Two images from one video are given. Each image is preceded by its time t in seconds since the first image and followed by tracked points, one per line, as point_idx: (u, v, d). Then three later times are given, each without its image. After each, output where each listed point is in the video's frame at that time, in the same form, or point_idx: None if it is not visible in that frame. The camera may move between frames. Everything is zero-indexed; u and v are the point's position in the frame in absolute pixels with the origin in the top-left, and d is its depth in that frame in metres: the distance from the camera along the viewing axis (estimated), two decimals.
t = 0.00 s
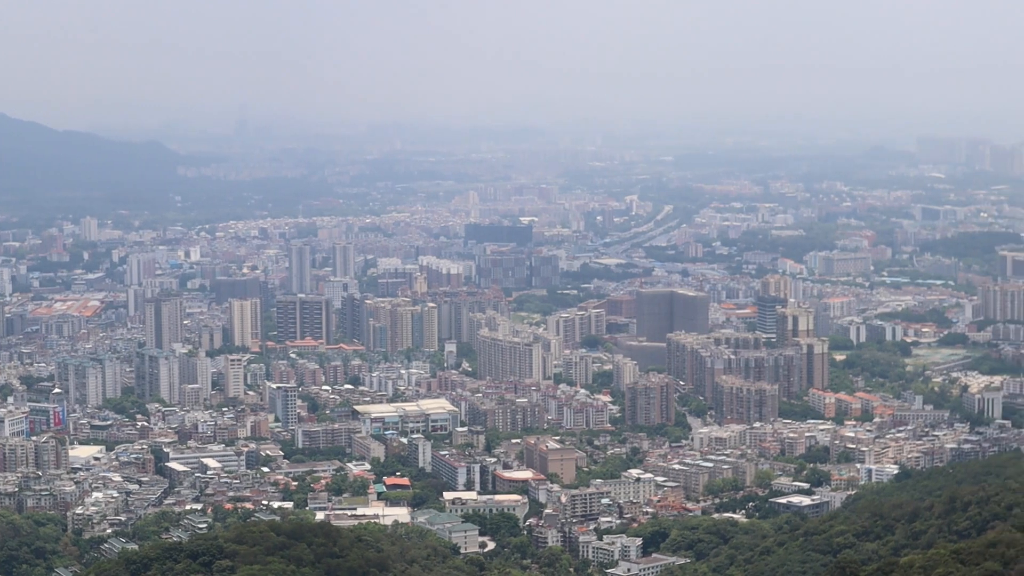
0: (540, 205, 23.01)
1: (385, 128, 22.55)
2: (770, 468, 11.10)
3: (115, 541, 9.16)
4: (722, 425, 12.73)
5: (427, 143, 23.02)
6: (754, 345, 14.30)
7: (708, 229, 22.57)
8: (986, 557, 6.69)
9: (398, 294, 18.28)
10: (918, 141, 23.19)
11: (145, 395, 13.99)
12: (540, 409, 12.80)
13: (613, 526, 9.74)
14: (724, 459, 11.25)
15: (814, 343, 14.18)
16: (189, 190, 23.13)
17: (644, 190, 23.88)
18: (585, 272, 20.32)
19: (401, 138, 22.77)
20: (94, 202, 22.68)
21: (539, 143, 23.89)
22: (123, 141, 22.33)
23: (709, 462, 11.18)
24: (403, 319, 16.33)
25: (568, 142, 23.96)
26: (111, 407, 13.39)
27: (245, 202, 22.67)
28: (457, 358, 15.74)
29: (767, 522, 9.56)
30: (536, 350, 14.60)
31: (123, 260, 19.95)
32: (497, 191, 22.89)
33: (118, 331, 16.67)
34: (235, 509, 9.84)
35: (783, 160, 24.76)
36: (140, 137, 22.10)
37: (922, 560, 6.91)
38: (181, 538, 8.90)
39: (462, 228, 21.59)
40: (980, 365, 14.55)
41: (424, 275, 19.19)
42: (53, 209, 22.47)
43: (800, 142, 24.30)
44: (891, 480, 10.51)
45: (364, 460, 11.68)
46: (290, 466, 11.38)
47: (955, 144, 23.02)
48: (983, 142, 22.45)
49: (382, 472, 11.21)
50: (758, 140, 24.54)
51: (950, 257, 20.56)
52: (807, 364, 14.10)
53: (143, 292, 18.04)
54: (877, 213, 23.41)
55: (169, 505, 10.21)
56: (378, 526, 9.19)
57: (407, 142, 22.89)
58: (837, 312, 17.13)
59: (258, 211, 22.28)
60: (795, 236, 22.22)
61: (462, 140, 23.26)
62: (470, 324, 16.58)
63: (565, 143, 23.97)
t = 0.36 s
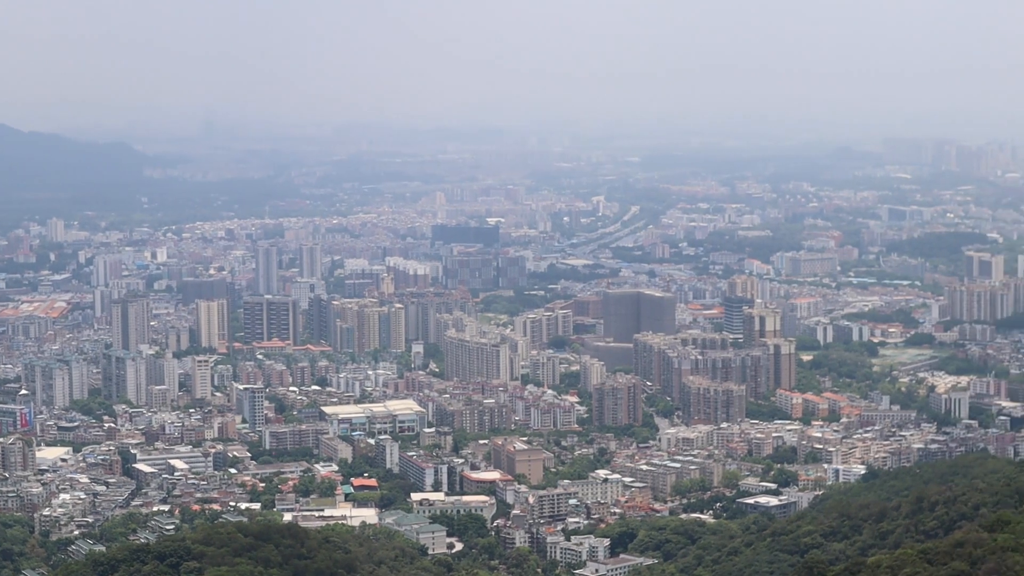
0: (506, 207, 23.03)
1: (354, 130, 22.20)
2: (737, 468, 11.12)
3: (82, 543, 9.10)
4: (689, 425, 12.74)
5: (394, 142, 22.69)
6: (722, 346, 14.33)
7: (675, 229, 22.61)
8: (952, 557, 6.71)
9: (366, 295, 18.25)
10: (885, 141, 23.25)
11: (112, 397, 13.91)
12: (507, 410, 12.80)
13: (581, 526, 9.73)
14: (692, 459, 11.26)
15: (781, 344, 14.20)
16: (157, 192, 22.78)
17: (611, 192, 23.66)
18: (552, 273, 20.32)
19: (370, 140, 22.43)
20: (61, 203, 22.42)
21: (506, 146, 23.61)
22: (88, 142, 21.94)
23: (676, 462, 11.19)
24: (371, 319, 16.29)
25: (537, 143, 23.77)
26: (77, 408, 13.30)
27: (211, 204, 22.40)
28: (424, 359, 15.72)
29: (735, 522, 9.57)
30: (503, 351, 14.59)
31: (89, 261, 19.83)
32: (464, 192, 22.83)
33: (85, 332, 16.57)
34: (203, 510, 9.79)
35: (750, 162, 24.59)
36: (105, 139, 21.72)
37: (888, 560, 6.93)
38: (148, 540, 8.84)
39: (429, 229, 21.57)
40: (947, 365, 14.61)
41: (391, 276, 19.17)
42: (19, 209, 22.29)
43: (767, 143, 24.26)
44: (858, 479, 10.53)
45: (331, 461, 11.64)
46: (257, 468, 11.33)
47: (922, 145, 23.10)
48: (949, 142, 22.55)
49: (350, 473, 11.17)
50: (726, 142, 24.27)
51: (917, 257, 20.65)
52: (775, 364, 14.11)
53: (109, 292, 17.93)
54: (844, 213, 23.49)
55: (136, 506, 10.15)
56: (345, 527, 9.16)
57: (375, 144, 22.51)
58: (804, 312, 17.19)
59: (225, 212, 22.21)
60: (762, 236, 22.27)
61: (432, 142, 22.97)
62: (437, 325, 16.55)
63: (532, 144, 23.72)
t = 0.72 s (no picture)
0: (477, 209, 22.96)
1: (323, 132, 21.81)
2: (707, 468, 11.12)
3: (52, 544, 9.02)
4: (659, 426, 12.74)
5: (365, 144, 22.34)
6: (692, 346, 14.34)
7: (645, 231, 22.63)
8: (922, 557, 6.72)
9: (336, 296, 18.20)
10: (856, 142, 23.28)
11: (82, 398, 13.82)
12: (478, 411, 12.76)
13: (551, 527, 9.71)
14: (662, 460, 11.25)
15: (751, 345, 14.20)
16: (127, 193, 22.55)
17: (582, 193, 23.69)
18: (523, 273, 20.30)
19: (339, 142, 22.07)
20: (29, 205, 22.15)
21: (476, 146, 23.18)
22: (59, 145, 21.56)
23: (646, 462, 11.18)
24: (341, 320, 16.22)
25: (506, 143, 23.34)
26: (47, 409, 13.20)
27: (181, 206, 22.47)
28: (394, 360, 15.68)
29: (705, 522, 9.56)
30: (474, 352, 14.56)
31: (59, 262, 19.70)
32: (434, 193, 22.75)
33: (55, 333, 16.46)
34: (173, 511, 9.73)
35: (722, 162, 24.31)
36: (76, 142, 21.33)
37: (858, 561, 6.93)
38: (118, 540, 8.78)
39: (400, 230, 21.53)
40: (917, 365, 14.64)
41: (362, 277, 19.12)
42: None
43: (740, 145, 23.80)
44: (828, 480, 10.54)
45: (301, 462, 11.59)
46: (227, 468, 11.27)
47: (892, 146, 23.16)
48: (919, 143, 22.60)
49: (320, 474, 11.11)
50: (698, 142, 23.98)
51: (887, 258, 20.71)
52: (745, 364, 14.12)
53: (79, 293, 17.82)
54: (814, 214, 23.54)
55: (106, 507, 10.08)
56: (315, 528, 9.11)
57: (345, 144, 22.14)
58: (774, 313, 17.21)
59: (195, 214, 22.13)
60: (732, 237, 22.30)
61: (402, 144, 22.55)
62: (408, 326, 16.51)
63: (504, 143, 23.35)
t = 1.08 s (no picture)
0: (439, 210, 22.73)
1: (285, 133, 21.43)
2: (670, 470, 11.05)
3: (12, 547, 8.87)
4: (623, 428, 12.67)
5: (328, 145, 21.83)
6: (654, 348, 14.30)
7: (608, 232, 22.60)
8: (884, 559, 6.67)
9: (298, 298, 18.06)
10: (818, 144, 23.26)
11: (44, 400, 13.65)
12: (440, 413, 12.66)
13: (514, 529, 9.62)
14: (624, 462, 11.18)
15: (714, 346, 14.15)
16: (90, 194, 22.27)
17: (543, 195, 23.43)
18: (485, 275, 20.21)
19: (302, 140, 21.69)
20: None
21: (441, 148, 22.98)
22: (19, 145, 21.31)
23: (609, 465, 11.10)
24: (304, 322, 16.10)
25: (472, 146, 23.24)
26: (8, 412, 13.02)
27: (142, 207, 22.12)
28: (356, 362, 15.56)
29: (668, 524, 9.49)
30: (436, 354, 14.47)
31: (19, 263, 19.47)
32: (397, 195, 22.46)
33: (16, 335, 16.26)
34: (135, 514, 9.59)
35: (685, 164, 24.23)
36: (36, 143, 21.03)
37: (821, 562, 6.87)
38: (79, 543, 8.63)
39: (362, 231, 21.43)
40: (880, 367, 14.62)
41: (323, 279, 19.01)
42: None
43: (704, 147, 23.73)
44: (791, 482, 10.49)
45: (263, 464, 11.47)
46: (190, 471, 11.13)
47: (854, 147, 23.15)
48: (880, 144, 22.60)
49: (282, 476, 10.99)
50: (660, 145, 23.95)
51: (849, 260, 20.72)
52: (707, 366, 14.07)
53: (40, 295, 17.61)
54: (776, 216, 23.57)
55: (67, 509, 9.93)
56: (278, 530, 9.00)
57: (306, 145, 21.81)
58: (737, 315, 17.17)
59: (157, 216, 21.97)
60: (695, 239, 22.29)
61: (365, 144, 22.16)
62: (370, 328, 16.38)
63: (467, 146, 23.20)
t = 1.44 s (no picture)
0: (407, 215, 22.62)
1: (253, 140, 21.36)
2: (638, 474, 11.05)
3: None
4: (590, 433, 12.66)
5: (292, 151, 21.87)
6: (622, 353, 14.31)
7: (575, 237, 22.63)
8: (852, 563, 6.67)
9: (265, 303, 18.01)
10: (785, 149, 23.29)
11: (10, 406, 13.55)
12: (408, 418, 12.64)
13: (481, 534, 9.60)
14: (592, 467, 11.18)
15: (681, 351, 14.16)
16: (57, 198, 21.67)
17: (512, 199, 23.57)
18: (452, 280, 20.18)
19: (270, 147, 21.57)
20: None
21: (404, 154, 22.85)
22: None
23: (576, 469, 11.09)
24: (271, 327, 16.06)
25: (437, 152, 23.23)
26: None
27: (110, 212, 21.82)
28: (324, 367, 15.51)
29: (636, 529, 9.49)
30: (404, 359, 14.44)
31: None
32: (364, 200, 22.30)
33: None
34: (102, 519, 9.53)
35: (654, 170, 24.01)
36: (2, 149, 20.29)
37: (789, 566, 6.87)
38: (46, 549, 8.57)
39: (330, 236, 21.39)
40: (846, 372, 14.65)
41: (290, 284, 18.96)
42: None
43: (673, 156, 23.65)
44: (758, 486, 10.50)
45: (231, 469, 11.42)
46: (157, 476, 11.07)
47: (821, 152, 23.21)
48: (847, 149, 22.66)
49: (250, 481, 10.94)
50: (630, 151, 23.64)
51: (816, 264, 20.79)
52: (675, 371, 14.08)
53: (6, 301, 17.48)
54: (743, 221, 23.64)
55: (34, 515, 9.86)
56: (245, 535, 8.96)
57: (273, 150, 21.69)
58: (704, 320, 17.19)
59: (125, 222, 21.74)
60: (662, 244, 22.33)
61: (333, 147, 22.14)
62: (338, 333, 16.33)
63: (434, 152, 23.20)
